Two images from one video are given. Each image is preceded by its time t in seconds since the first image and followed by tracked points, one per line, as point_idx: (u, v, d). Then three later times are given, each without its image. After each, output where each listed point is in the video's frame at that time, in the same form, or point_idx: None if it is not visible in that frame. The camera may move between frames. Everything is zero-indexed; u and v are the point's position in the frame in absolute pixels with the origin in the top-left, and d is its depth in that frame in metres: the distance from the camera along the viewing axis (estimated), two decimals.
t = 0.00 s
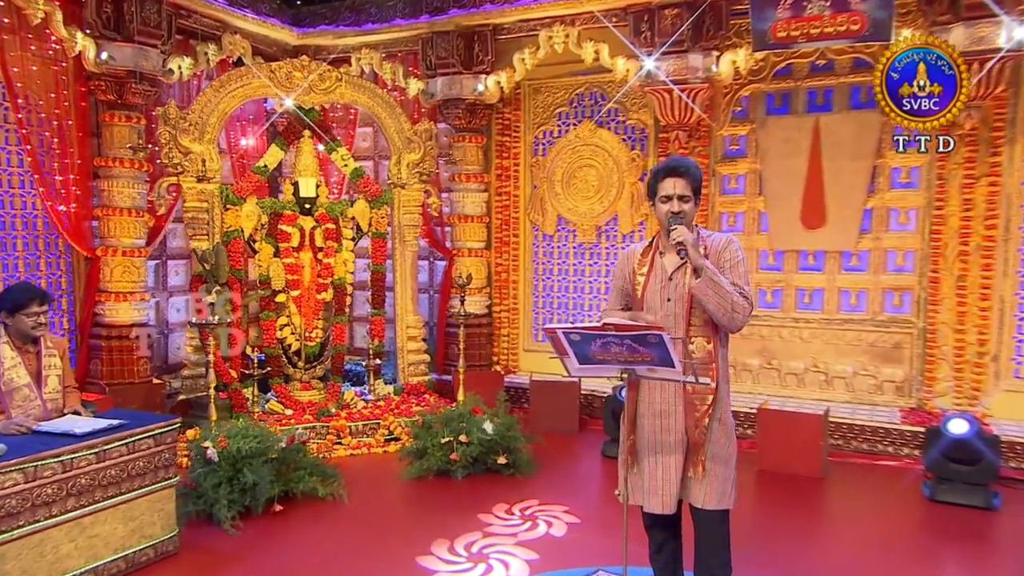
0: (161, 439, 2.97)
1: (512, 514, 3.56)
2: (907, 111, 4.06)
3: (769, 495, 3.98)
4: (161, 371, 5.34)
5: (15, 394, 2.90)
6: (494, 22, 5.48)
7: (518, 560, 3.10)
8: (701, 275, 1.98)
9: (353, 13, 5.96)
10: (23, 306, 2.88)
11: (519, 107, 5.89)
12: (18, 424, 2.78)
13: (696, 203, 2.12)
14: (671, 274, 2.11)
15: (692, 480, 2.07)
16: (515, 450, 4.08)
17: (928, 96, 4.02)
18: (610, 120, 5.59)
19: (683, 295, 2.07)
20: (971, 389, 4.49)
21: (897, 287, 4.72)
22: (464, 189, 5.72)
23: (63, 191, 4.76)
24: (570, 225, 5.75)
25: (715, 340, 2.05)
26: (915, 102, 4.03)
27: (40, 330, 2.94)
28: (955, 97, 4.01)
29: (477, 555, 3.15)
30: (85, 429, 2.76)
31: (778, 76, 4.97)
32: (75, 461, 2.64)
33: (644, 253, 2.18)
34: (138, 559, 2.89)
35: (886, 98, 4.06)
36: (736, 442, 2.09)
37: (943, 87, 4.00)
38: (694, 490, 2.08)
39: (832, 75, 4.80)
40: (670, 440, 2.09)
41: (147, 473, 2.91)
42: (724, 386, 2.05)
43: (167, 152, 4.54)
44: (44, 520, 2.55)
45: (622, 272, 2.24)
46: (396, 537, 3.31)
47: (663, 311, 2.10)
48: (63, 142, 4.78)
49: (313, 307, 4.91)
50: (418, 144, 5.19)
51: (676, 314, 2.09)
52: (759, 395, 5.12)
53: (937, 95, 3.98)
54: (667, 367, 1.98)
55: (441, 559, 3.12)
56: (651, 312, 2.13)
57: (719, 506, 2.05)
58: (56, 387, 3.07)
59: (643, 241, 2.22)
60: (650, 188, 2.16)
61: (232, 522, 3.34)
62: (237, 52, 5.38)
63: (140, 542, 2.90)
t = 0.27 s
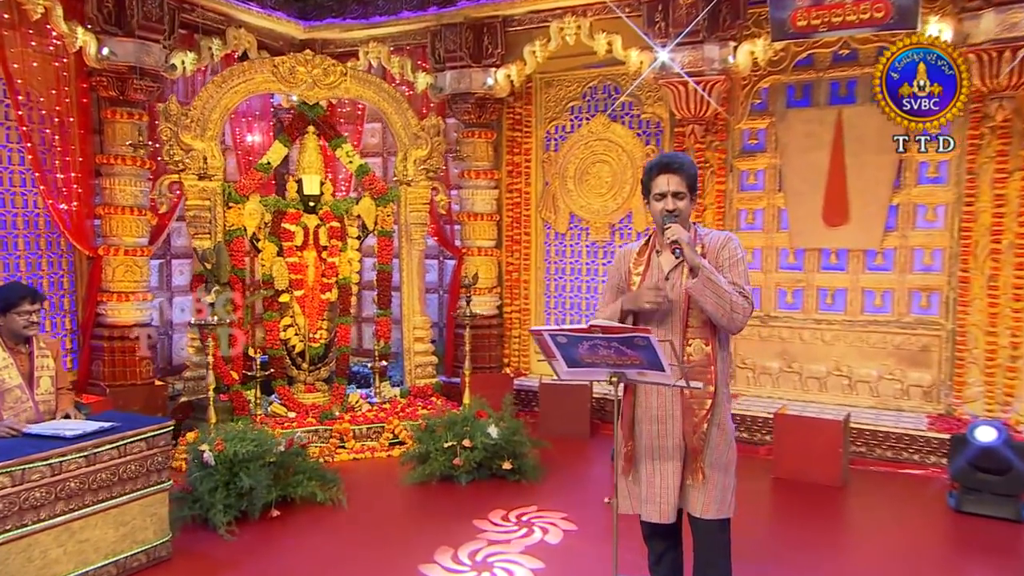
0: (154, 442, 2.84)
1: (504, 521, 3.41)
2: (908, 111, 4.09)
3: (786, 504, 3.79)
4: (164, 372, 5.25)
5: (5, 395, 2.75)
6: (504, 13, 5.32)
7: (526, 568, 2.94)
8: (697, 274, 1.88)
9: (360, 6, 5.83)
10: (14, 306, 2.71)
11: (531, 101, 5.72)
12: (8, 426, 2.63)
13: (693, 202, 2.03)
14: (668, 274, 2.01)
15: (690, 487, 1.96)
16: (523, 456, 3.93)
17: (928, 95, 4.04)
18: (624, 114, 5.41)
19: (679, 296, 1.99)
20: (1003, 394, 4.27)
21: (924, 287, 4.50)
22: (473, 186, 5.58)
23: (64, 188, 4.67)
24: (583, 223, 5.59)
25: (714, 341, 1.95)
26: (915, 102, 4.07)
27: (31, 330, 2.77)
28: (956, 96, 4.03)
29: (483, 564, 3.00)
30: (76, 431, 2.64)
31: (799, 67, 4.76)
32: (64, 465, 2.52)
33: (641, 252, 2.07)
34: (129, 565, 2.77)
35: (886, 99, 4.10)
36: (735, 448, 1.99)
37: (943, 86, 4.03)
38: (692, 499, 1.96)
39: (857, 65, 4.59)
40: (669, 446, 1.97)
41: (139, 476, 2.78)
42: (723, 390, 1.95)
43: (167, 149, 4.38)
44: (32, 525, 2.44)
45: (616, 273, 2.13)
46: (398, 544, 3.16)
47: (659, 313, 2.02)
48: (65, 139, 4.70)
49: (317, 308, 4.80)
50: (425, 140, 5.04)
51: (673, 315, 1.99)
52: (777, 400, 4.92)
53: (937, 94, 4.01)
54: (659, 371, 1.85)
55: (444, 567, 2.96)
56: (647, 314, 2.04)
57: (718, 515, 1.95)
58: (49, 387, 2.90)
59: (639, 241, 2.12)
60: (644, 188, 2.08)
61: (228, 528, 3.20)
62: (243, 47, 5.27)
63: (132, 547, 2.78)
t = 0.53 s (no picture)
0: (161, 441, 2.89)
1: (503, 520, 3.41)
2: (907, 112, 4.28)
3: (797, 508, 3.75)
4: (181, 371, 5.33)
5: (17, 393, 2.83)
6: (515, 15, 5.33)
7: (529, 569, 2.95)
8: (689, 272, 1.93)
9: (373, 8, 5.87)
10: (25, 305, 2.77)
11: (543, 101, 5.72)
12: (19, 424, 2.69)
13: (684, 201, 2.09)
14: (662, 274, 2.06)
15: (684, 488, 1.98)
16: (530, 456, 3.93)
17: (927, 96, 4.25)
18: (636, 114, 5.38)
19: (673, 295, 2.03)
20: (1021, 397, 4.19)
21: (941, 287, 4.43)
22: (485, 186, 5.59)
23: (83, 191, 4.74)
24: (595, 223, 5.58)
25: (708, 342, 1.99)
26: (915, 102, 4.27)
27: (42, 330, 2.83)
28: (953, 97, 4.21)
29: (489, 564, 3.00)
30: (84, 429, 2.70)
31: (813, 65, 4.70)
32: (71, 462, 2.57)
33: (635, 252, 2.13)
34: (137, 561, 2.81)
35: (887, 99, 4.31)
36: (730, 450, 2.01)
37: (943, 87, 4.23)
38: (686, 500, 1.98)
39: (871, 62, 4.53)
40: (663, 447, 2.00)
41: (146, 474, 2.83)
42: (717, 392, 1.98)
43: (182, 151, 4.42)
44: (40, 521, 2.49)
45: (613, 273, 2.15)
46: (404, 543, 3.18)
47: (653, 313, 2.06)
48: (83, 142, 4.76)
49: (329, 308, 4.84)
50: (436, 141, 5.06)
51: (668, 315, 2.04)
52: (790, 401, 4.88)
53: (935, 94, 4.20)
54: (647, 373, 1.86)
55: (449, 567, 2.97)
56: (642, 313, 2.08)
57: (712, 518, 1.97)
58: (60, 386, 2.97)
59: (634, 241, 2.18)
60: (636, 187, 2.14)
61: (234, 526, 3.24)
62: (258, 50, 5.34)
63: (138, 545, 2.82)
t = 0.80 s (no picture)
0: (162, 440, 2.94)
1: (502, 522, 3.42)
2: (907, 112, 4.36)
3: (800, 510, 3.73)
4: (190, 370, 5.38)
5: (23, 392, 2.88)
6: (521, 16, 5.34)
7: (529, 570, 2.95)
8: (675, 271, 1.99)
9: (381, 11, 5.91)
10: (30, 306, 2.83)
11: (549, 102, 5.73)
12: (23, 423, 2.75)
13: (673, 200, 2.14)
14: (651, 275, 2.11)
15: (674, 488, 2.03)
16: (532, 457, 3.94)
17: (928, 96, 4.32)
18: (642, 114, 5.37)
19: (662, 296, 2.08)
20: None
21: (948, 287, 4.39)
22: (492, 187, 5.60)
23: (94, 193, 4.81)
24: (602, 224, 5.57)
25: (696, 343, 2.04)
26: (915, 102, 4.34)
27: (48, 330, 2.89)
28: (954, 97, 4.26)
29: (491, 565, 3.01)
30: (85, 429, 2.74)
31: (819, 65, 4.67)
32: (72, 461, 2.61)
33: (626, 253, 2.18)
34: (138, 559, 2.86)
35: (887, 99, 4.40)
36: (719, 451, 2.06)
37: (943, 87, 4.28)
38: (675, 500, 2.03)
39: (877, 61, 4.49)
40: (650, 447, 2.04)
41: (147, 474, 2.87)
42: (705, 394, 2.02)
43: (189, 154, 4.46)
44: (42, 518, 2.54)
45: (603, 270, 2.24)
46: (405, 543, 3.20)
47: (642, 313, 2.10)
48: (93, 144, 4.83)
49: (335, 308, 4.88)
50: (442, 142, 5.09)
51: (657, 315, 2.08)
52: (796, 402, 4.85)
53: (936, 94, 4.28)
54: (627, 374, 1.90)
55: (450, 567, 2.99)
56: (631, 313, 2.13)
57: (701, 518, 2.01)
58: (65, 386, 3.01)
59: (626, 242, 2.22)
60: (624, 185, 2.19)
61: (236, 524, 3.27)
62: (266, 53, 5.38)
63: (139, 542, 2.86)
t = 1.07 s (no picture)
0: (157, 440, 2.98)
1: (481, 519, 3.47)
2: (907, 112, 4.34)
3: (795, 512, 3.73)
4: (193, 371, 5.44)
5: (20, 393, 2.93)
6: (521, 18, 5.35)
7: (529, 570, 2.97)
8: (654, 272, 2.08)
9: (382, 13, 5.94)
10: (27, 308, 2.88)
11: (550, 103, 5.74)
12: (19, 424, 2.80)
13: (655, 204, 2.18)
14: (633, 278, 2.19)
15: (652, 489, 2.10)
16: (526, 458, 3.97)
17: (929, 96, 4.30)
18: (642, 116, 5.37)
19: (642, 297, 2.16)
20: None
21: (945, 289, 4.38)
22: (492, 188, 5.62)
23: (98, 195, 4.87)
24: (602, 225, 5.58)
25: (675, 345, 2.11)
26: (915, 102, 4.32)
27: (44, 331, 2.94)
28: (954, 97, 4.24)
29: (484, 565, 3.03)
30: (79, 429, 2.79)
31: (817, 66, 4.67)
32: (65, 461, 2.66)
33: (610, 256, 2.27)
34: (132, 557, 2.90)
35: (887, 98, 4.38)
36: (698, 454, 2.13)
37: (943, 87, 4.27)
38: (654, 500, 2.10)
39: (876, 62, 4.48)
40: (629, 448, 2.12)
41: (141, 473, 2.92)
42: (683, 397, 2.11)
43: (193, 157, 4.53)
44: (35, 517, 2.59)
45: (587, 273, 2.32)
46: (398, 543, 3.23)
47: (623, 314, 2.18)
48: (98, 147, 4.89)
49: (334, 309, 4.92)
50: (441, 144, 5.12)
51: (637, 316, 2.16)
52: (794, 403, 4.85)
53: (936, 94, 4.27)
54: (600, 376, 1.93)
55: (445, 567, 3.01)
56: (613, 314, 2.21)
57: (678, 519, 2.08)
58: (62, 387, 3.07)
59: (610, 245, 2.31)
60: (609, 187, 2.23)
61: (230, 524, 3.32)
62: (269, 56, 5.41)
63: (133, 541, 2.91)
